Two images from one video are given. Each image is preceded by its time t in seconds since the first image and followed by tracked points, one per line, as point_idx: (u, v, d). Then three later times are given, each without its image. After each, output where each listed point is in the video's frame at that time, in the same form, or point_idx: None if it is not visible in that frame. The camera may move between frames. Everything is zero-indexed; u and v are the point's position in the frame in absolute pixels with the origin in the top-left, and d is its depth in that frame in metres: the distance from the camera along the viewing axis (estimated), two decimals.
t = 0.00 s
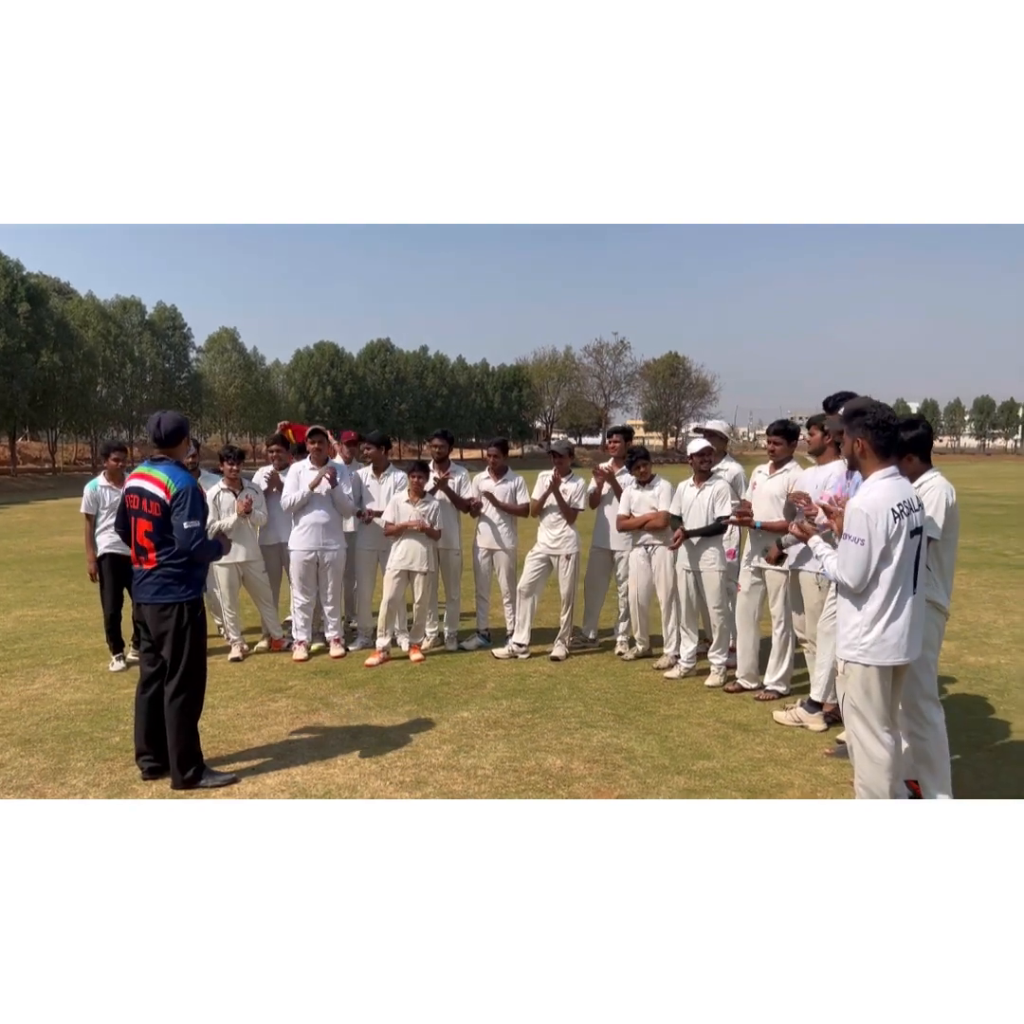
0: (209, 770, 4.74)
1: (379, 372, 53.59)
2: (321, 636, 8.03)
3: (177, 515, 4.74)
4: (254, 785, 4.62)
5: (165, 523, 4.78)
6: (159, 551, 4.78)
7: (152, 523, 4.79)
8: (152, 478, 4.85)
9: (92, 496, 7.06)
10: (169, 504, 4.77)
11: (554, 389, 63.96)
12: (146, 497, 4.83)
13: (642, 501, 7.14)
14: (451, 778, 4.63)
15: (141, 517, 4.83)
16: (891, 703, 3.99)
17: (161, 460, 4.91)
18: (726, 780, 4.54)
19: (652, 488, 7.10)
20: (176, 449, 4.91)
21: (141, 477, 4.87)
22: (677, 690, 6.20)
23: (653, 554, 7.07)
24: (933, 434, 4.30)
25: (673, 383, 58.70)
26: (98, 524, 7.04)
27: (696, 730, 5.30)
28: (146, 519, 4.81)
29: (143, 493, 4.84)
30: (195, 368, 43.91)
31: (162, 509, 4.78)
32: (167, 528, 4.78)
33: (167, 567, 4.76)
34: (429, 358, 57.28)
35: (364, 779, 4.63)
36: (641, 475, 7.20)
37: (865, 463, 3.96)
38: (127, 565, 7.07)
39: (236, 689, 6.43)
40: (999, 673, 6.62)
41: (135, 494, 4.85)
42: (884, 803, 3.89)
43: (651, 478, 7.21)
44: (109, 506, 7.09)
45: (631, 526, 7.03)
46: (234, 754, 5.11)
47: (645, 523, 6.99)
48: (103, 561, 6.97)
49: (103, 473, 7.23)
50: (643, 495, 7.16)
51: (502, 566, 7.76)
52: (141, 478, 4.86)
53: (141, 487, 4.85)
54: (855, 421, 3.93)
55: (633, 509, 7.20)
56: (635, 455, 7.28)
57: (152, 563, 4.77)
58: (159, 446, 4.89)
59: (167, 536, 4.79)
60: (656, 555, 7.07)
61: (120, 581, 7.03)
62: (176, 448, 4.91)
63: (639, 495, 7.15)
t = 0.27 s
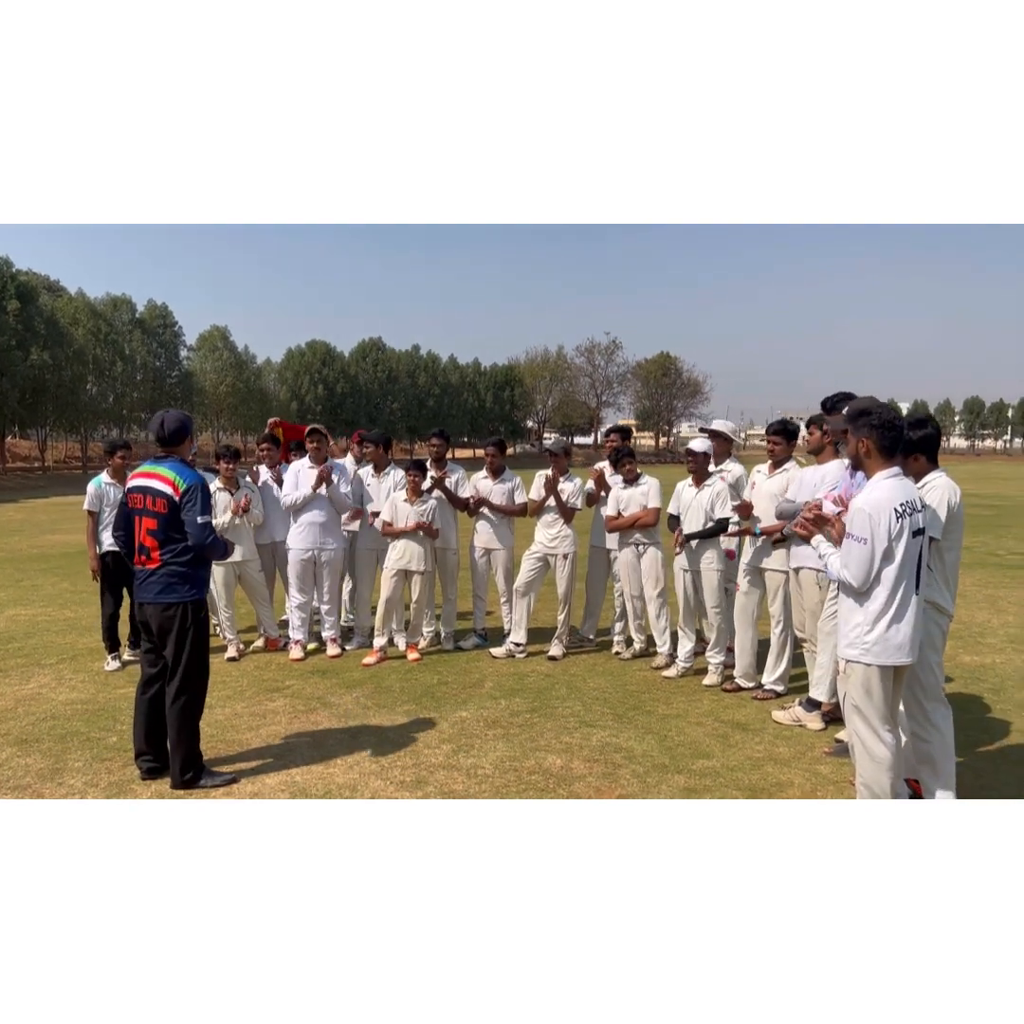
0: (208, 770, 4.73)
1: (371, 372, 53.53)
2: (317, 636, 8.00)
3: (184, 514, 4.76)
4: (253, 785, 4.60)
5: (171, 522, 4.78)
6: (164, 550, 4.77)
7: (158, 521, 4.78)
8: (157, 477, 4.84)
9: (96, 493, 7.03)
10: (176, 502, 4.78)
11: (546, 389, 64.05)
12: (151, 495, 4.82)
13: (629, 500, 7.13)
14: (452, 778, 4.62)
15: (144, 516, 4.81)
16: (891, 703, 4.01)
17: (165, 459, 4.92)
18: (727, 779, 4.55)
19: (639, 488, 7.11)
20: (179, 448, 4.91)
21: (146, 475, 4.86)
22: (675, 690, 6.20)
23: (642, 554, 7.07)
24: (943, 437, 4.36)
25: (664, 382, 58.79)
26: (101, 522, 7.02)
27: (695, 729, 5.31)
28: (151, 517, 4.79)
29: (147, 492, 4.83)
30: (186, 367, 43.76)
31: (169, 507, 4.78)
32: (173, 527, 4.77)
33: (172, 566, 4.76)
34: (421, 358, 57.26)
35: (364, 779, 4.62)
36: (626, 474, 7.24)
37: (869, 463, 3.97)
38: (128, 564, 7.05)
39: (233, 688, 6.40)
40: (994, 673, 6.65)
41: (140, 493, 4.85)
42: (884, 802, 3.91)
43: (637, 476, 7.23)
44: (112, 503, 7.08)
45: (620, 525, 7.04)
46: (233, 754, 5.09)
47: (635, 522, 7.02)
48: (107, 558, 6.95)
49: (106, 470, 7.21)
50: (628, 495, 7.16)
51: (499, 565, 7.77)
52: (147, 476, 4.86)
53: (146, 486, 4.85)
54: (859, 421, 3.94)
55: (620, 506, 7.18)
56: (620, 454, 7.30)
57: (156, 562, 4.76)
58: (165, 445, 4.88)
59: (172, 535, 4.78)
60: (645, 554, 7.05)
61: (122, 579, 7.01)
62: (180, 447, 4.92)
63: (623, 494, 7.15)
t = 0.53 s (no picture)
0: (209, 770, 4.72)
1: (365, 372, 53.46)
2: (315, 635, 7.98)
3: (197, 513, 4.77)
4: (254, 785, 4.59)
5: (182, 522, 4.78)
6: (175, 550, 4.78)
7: (169, 521, 4.77)
8: (166, 476, 4.82)
9: (104, 487, 7.05)
10: (188, 502, 4.77)
11: (539, 389, 64.09)
12: (162, 495, 4.80)
13: (629, 499, 7.13)
14: (453, 778, 4.62)
15: (154, 515, 4.79)
16: (892, 702, 4.03)
17: (173, 459, 4.91)
18: (728, 779, 4.56)
19: (639, 487, 7.11)
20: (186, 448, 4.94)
21: (155, 475, 4.84)
22: (674, 689, 6.21)
23: (642, 553, 7.08)
24: (946, 439, 4.40)
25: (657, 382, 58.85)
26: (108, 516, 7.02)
27: (695, 729, 5.32)
28: (162, 517, 4.77)
29: (156, 491, 4.80)
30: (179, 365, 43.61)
31: (182, 506, 4.77)
32: (185, 526, 4.78)
33: (184, 566, 4.77)
34: (414, 358, 57.22)
35: (365, 779, 4.61)
36: (626, 472, 7.27)
37: (874, 462, 4.00)
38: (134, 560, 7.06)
39: (231, 688, 6.38)
40: (991, 673, 6.68)
41: (148, 493, 4.82)
42: (884, 800, 3.94)
43: (636, 475, 7.25)
44: (117, 499, 7.12)
45: (621, 524, 7.04)
46: (233, 754, 5.08)
47: (635, 521, 7.02)
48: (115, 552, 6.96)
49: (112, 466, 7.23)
50: (629, 494, 7.16)
51: (497, 565, 7.77)
52: (155, 475, 4.84)
53: (154, 485, 4.82)
54: (864, 421, 3.97)
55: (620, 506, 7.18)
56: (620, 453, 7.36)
57: (168, 562, 4.77)
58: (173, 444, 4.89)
59: (184, 535, 4.78)
60: (644, 553, 7.08)
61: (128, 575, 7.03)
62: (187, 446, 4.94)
63: (623, 492, 7.17)
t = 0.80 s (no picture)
0: (208, 770, 4.72)
1: (358, 372, 53.42)
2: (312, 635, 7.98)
3: (205, 514, 4.78)
4: (253, 785, 4.58)
5: (190, 523, 4.79)
6: (183, 551, 4.79)
7: (176, 522, 4.78)
8: (171, 477, 4.83)
9: (103, 486, 7.03)
10: (195, 503, 4.77)
11: (534, 389, 64.16)
12: (169, 496, 4.80)
13: (632, 498, 7.16)
14: (453, 777, 4.63)
15: (161, 516, 4.80)
16: (891, 701, 4.06)
17: (178, 460, 4.91)
18: (726, 778, 4.58)
19: (643, 487, 7.14)
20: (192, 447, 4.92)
21: (160, 475, 4.85)
22: (671, 689, 6.23)
23: (642, 554, 7.08)
24: (949, 440, 4.41)
25: (651, 382, 58.91)
26: (106, 515, 7.00)
27: (693, 728, 5.34)
28: (169, 518, 4.78)
29: (162, 492, 4.81)
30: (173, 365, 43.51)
31: (189, 506, 4.78)
32: (192, 527, 4.78)
33: (191, 566, 4.78)
34: (409, 358, 57.21)
35: (365, 779, 4.62)
36: (632, 472, 7.29)
37: (875, 463, 4.02)
38: (131, 560, 7.06)
39: (229, 688, 6.37)
40: (985, 672, 6.73)
41: (154, 494, 4.82)
42: (885, 800, 3.96)
43: (642, 475, 7.28)
44: (118, 498, 7.09)
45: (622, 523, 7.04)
46: (232, 754, 5.08)
47: (636, 521, 7.01)
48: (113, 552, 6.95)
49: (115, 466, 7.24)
50: (632, 493, 7.18)
51: (494, 565, 7.79)
52: (161, 476, 4.84)
53: (160, 486, 4.83)
54: (866, 422, 3.99)
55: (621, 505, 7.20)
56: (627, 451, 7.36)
57: (176, 563, 4.77)
58: (178, 445, 4.89)
59: (191, 535, 4.79)
60: (643, 554, 7.08)
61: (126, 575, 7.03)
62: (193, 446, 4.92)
63: (627, 490, 7.20)
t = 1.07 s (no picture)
0: (207, 770, 4.72)
1: (355, 372, 53.40)
2: (309, 635, 7.99)
3: (209, 515, 4.78)
4: (252, 785, 4.59)
5: (194, 523, 4.79)
6: (186, 551, 4.80)
7: (180, 522, 4.79)
8: (175, 478, 4.84)
9: (100, 486, 6.99)
10: (199, 503, 4.78)
11: (530, 389, 64.22)
12: (173, 496, 4.81)
13: (639, 499, 7.23)
14: (452, 777, 4.64)
15: (165, 516, 4.81)
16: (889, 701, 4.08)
17: (182, 460, 4.92)
18: (724, 778, 4.60)
19: (652, 487, 7.19)
20: (196, 447, 4.92)
21: (164, 476, 4.85)
22: (669, 689, 6.25)
23: (646, 554, 7.12)
24: (949, 440, 4.42)
25: (647, 382, 58.94)
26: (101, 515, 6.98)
27: (691, 728, 5.36)
28: (172, 518, 4.79)
29: (165, 492, 4.82)
30: (169, 364, 43.46)
31: (193, 507, 4.78)
32: (196, 527, 4.79)
33: (195, 567, 4.79)
34: (405, 358, 57.22)
35: (363, 778, 4.63)
36: (641, 473, 7.30)
37: (875, 463, 4.04)
38: (126, 563, 7.03)
39: (227, 688, 6.37)
40: (981, 672, 6.76)
41: (158, 493, 4.84)
42: (882, 800, 3.97)
43: (651, 477, 7.32)
44: (114, 498, 7.02)
45: (625, 523, 7.08)
46: (230, 754, 5.08)
47: (640, 521, 7.02)
48: (106, 553, 6.94)
49: (113, 465, 7.20)
50: (640, 494, 7.25)
51: (492, 565, 7.81)
52: (166, 476, 4.85)
53: (163, 486, 4.84)
54: (866, 423, 4.01)
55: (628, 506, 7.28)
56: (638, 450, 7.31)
57: (179, 563, 4.78)
58: (182, 445, 4.90)
59: (195, 536, 4.80)
60: (647, 555, 7.12)
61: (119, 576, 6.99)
62: (196, 446, 4.92)
63: (636, 493, 7.24)
